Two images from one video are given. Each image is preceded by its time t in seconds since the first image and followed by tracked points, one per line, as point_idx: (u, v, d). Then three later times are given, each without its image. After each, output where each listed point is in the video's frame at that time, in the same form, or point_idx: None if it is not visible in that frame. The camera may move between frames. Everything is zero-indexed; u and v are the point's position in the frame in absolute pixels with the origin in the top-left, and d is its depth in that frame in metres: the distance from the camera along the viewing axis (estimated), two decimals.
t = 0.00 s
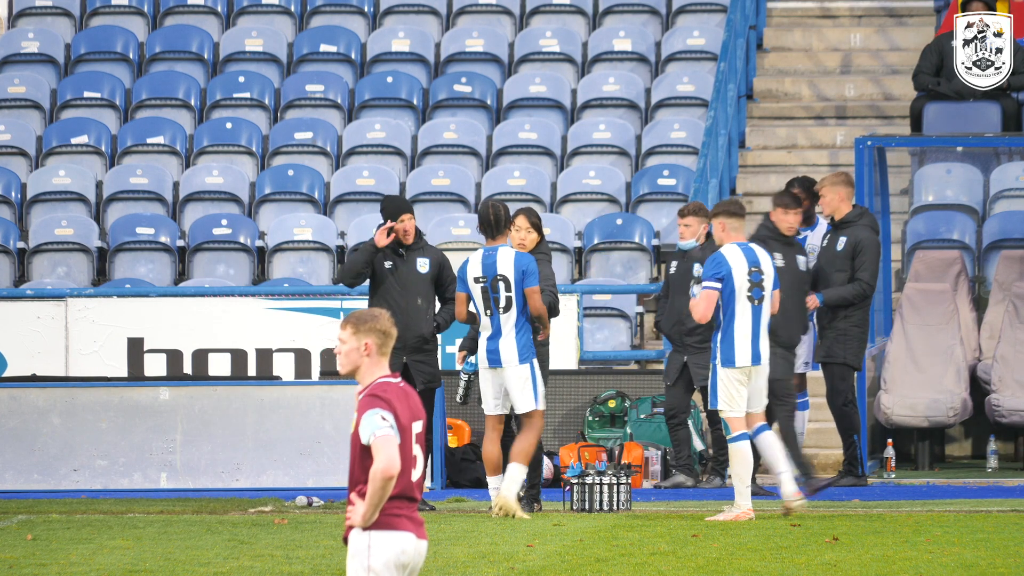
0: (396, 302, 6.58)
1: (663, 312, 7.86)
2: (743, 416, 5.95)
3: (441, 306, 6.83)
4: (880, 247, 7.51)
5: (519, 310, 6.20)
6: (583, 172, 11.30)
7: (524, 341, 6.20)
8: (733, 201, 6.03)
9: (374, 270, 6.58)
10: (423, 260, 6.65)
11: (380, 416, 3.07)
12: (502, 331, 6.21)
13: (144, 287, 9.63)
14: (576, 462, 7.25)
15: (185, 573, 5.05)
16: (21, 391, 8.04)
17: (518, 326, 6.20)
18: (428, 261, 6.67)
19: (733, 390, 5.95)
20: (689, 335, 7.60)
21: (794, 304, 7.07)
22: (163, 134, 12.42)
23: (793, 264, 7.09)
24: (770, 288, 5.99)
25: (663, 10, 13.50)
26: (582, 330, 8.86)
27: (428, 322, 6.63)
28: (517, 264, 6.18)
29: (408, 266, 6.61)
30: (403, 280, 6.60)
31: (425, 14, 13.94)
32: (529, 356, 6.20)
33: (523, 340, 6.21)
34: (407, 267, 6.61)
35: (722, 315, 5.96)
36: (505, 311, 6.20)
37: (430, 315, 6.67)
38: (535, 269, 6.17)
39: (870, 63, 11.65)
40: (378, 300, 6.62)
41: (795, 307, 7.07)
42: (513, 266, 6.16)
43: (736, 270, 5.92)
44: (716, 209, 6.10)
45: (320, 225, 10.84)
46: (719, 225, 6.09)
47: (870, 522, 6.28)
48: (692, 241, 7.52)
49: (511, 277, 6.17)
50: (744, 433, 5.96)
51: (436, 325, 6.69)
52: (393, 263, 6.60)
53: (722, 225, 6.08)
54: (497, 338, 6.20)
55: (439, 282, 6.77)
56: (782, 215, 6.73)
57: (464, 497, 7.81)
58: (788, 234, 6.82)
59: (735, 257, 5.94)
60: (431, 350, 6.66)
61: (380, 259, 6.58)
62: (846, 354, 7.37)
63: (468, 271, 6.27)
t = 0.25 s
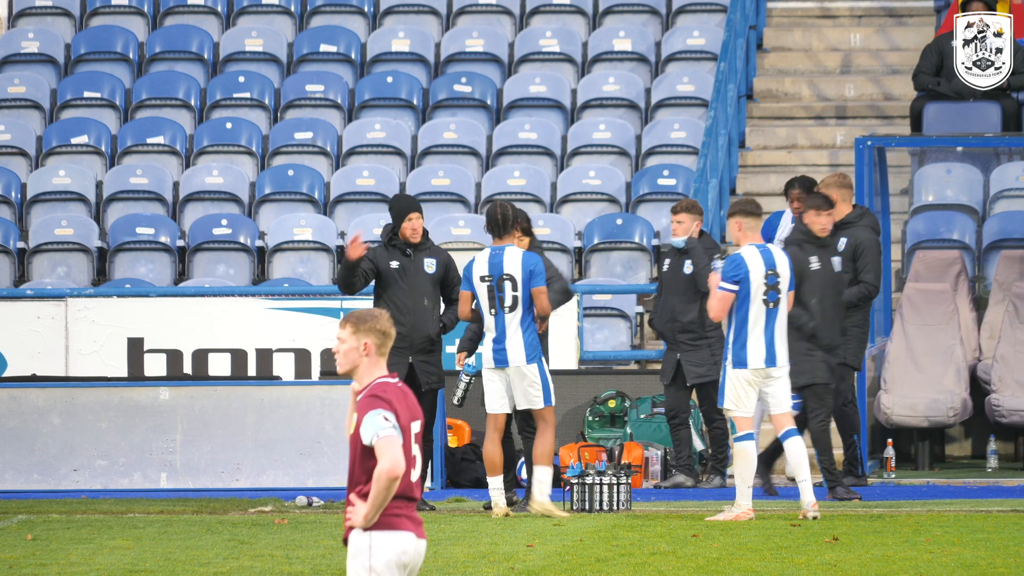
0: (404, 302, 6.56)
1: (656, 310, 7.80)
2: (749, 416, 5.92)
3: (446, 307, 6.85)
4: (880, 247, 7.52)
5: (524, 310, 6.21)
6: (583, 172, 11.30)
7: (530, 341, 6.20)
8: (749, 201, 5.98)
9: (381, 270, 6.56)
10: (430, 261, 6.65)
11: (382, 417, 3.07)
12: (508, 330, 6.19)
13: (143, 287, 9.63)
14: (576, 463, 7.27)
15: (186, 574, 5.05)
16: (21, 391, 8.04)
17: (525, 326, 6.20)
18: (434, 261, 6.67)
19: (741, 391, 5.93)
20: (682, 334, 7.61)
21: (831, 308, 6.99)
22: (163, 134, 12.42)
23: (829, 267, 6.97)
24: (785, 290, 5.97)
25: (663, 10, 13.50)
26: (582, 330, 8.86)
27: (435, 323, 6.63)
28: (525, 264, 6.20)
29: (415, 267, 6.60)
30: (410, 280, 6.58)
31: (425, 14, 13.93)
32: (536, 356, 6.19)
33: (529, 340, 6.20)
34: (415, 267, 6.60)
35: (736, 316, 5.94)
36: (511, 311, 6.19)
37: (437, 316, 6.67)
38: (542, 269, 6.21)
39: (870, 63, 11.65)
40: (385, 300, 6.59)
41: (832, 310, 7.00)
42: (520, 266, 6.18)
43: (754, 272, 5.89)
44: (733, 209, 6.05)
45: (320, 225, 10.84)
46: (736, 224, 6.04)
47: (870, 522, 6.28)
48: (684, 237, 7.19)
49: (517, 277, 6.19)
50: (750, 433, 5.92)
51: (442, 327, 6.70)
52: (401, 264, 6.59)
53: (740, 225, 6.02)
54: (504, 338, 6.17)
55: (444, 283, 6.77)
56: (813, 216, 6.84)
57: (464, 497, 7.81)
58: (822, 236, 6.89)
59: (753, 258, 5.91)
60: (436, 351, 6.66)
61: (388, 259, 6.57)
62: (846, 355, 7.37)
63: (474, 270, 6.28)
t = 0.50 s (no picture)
0: (402, 303, 6.56)
1: (648, 309, 7.80)
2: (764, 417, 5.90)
3: (447, 307, 6.86)
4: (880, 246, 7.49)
5: (541, 311, 6.19)
6: (583, 172, 11.30)
7: (542, 339, 6.19)
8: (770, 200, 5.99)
9: (379, 271, 6.57)
10: (428, 261, 6.65)
11: (381, 418, 3.07)
12: (522, 330, 6.18)
13: (143, 287, 9.63)
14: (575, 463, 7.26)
15: (185, 574, 5.05)
16: (21, 391, 8.04)
17: (539, 325, 6.19)
18: (433, 262, 6.66)
19: (761, 392, 5.89)
20: (675, 333, 7.57)
21: (866, 301, 7.05)
22: (163, 134, 12.42)
23: (864, 261, 7.03)
24: (806, 290, 5.95)
25: (663, 10, 13.50)
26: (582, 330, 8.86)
27: (434, 324, 6.62)
28: (541, 264, 6.21)
29: (413, 267, 6.60)
30: (409, 281, 6.58)
31: (425, 14, 13.93)
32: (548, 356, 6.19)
33: (543, 339, 6.19)
34: (412, 267, 6.60)
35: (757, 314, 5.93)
36: (528, 311, 6.17)
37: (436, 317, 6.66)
38: (560, 269, 6.23)
39: (870, 63, 11.65)
40: (384, 302, 6.60)
41: (867, 303, 7.05)
42: (539, 267, 6.19)
43: (773, 270, 5.90)
44: (756, 209, 6.06)
45: (320, 225, 10.84)
46: (757, 223, 6.05)
47: (870, 522, 6.28)
48: (678, 235, 7.15)
49: (534, 277, 6.19)
50: (761, 434, 5.88)
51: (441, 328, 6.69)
52: (399, 265, 6.60)
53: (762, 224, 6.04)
54: (516, 336, 6.17)
55: (443, 283, 6.77)
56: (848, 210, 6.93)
57: (464, 497, 7.81)
58: (856, 230, 6.95)
59: (771, 257, 5.92)
60: (437, 352, 6.64)
61: (386, 261, 6.59)
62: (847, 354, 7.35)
63: (488, 270, 6.26)
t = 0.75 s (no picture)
0: (392, 303, 6.53)
1: (644, 309, 7.77)
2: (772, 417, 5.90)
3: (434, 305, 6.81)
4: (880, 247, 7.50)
5: (548, 313, 6.19)
6: (583, 172, 11.30)
7: (551, 340, 6.19)
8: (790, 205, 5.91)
9: (368, 272, 6.54)
10: (416, 261, 6.60)
11: (378, 419, 3.07)
12: (530, 331, 6.17)
13: (143, 287, 9.63)
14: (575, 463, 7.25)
15: (185, 574, 5.05)
16: (21, 391, 8.04)
17: (547, 326, 6.19)
18: (421, 261, 6.62)
19: (773, 392, 5.89)
20: (672, 334, 7.56)
21: (898, 310, 6.71)
22: (163, 134, 12.42)
23: (898, 269, 6.73)
24: (818, 291, 5.94)
25: (663, 10, 13.50)
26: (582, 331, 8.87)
27: (424, 323, 6.60)
28: (549, 265, 6.19)
29: (401, 267, 6.56)
30: (398, 281, 6.55)
31: (425, 14, 13.93)
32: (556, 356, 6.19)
33: (550, 339, 6.19)
34: (401, 268, 6.56)
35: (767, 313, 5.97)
36: (536, 312, 6.17)
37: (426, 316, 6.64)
38: (567, 270, 6.21)
39: (870, 63, 11.66)
40: (373, 302, 6.58)
41: (898, 312, 6.71)
42: (545, 267, 6.17)
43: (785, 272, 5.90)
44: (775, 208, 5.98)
45: (320, 225, 10.84)
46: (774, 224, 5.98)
47: (871, 522, 6.28)
48: (676, 235, 7.21)
49: (542, 278, 6.17)
50: (768, 435, 5.89)
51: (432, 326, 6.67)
52: (387, 265, 6.56)
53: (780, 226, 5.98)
54: (524, 336, 6.15)
55: (431, 282, 6.72)
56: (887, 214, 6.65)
57: (464, 497, 7.81)
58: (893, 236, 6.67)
59: (783, 258, 5.91)
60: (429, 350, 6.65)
61: (374, 262, 6.55)
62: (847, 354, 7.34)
63: (496, 270, 6.25)
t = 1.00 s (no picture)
0: (382, 304, 6.51)
1: (641, 310, 7.77)
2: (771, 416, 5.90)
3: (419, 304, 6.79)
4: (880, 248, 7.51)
5: (551, 314, 6.19)
6: (583, 172, 11.30)
7: (554, 341, 6.19)
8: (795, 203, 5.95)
9: (356, 273, 6.51)
10: (403, 260, 6.60)
11: (374, 419, 3.07)
12: (532, 331, 6.18)
13: (143, 287, 9.64)
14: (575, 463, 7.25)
15: (185, 574, 5.05)
16: (21, 391, 8.04)
17: (550, 327, 6.19)
18: (408, 260, 6.61)
19: (774, 391, 5.90)
20: (669, 335, 7.56)
21: (934, 304, 6.77)
22: (163, 134, 12.42)
23: (934, 261, 6.82)
24: (821, 291, 5.93)
25: (664, 10, 13.50)
26: (581, 331, 8.87)
27: (414, 322, 6.61)
28: (550, 267, 6.18)
29: (389, 267, 6.55)
30: (387, 281, 6.53)
31: (425, 14, 13.94)
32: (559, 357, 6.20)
33: (554, 339, 6.19)
34: (389, 267, 6.55)
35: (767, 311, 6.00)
36: (537, 314, 6.16)
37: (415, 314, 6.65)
38: (569, 272, 6.18)
39: (870, 63, 11.66)
40: (362, 304, 6.55)
41: (935, 304, 6.76)
42: (547, 270, 6.16)
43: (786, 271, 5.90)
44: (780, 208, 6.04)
45: (320, 225, 10.85)
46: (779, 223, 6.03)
47: (870, 521, 6.28)
48: (672, 237, 7.21)
49: (543, 280, 6.16)
50: (766, 434, 5.91)
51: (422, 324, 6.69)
52: (375, 266, 6.54)
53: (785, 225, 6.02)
54: (527, 336, 6.16)
55: (419, 281, 6.71)
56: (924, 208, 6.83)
57: (464, 497, 7.81)
58: (930, 229, 6.83)
59: (785, 258, 5.91)
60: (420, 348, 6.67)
61: (362, 263, 6.52)
62: (847, 355, 7.34)
63: (499, 270, 6.26)
